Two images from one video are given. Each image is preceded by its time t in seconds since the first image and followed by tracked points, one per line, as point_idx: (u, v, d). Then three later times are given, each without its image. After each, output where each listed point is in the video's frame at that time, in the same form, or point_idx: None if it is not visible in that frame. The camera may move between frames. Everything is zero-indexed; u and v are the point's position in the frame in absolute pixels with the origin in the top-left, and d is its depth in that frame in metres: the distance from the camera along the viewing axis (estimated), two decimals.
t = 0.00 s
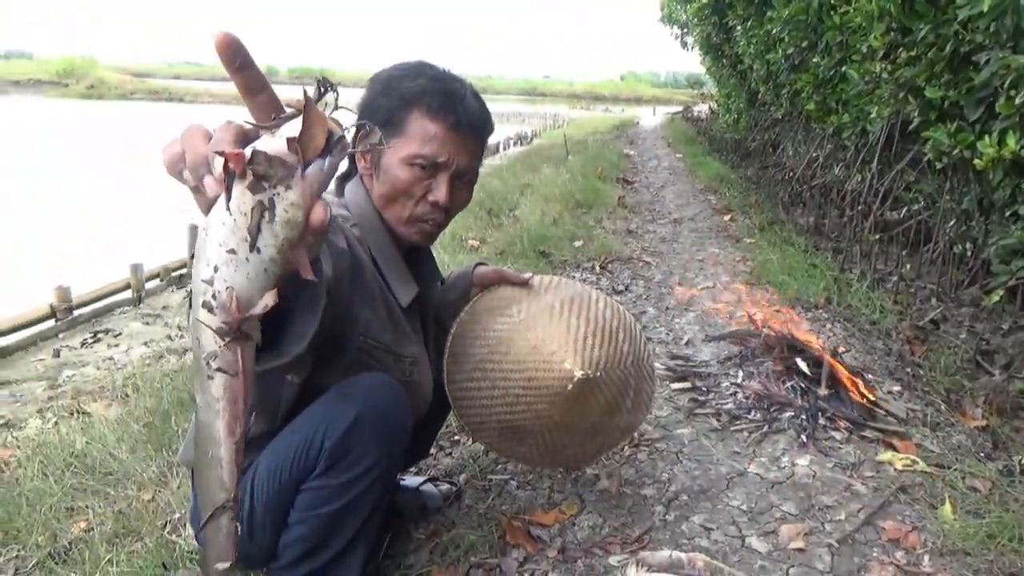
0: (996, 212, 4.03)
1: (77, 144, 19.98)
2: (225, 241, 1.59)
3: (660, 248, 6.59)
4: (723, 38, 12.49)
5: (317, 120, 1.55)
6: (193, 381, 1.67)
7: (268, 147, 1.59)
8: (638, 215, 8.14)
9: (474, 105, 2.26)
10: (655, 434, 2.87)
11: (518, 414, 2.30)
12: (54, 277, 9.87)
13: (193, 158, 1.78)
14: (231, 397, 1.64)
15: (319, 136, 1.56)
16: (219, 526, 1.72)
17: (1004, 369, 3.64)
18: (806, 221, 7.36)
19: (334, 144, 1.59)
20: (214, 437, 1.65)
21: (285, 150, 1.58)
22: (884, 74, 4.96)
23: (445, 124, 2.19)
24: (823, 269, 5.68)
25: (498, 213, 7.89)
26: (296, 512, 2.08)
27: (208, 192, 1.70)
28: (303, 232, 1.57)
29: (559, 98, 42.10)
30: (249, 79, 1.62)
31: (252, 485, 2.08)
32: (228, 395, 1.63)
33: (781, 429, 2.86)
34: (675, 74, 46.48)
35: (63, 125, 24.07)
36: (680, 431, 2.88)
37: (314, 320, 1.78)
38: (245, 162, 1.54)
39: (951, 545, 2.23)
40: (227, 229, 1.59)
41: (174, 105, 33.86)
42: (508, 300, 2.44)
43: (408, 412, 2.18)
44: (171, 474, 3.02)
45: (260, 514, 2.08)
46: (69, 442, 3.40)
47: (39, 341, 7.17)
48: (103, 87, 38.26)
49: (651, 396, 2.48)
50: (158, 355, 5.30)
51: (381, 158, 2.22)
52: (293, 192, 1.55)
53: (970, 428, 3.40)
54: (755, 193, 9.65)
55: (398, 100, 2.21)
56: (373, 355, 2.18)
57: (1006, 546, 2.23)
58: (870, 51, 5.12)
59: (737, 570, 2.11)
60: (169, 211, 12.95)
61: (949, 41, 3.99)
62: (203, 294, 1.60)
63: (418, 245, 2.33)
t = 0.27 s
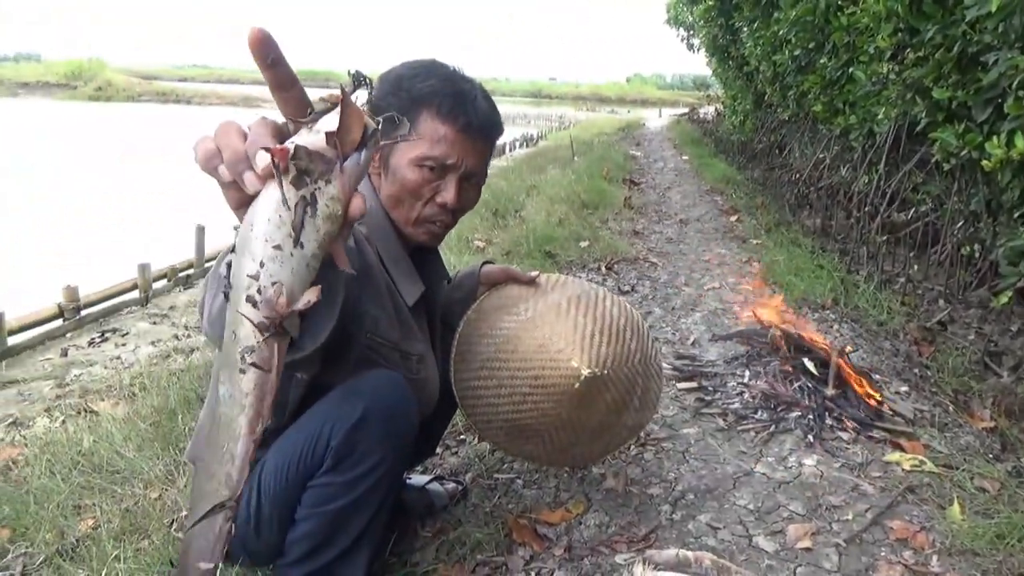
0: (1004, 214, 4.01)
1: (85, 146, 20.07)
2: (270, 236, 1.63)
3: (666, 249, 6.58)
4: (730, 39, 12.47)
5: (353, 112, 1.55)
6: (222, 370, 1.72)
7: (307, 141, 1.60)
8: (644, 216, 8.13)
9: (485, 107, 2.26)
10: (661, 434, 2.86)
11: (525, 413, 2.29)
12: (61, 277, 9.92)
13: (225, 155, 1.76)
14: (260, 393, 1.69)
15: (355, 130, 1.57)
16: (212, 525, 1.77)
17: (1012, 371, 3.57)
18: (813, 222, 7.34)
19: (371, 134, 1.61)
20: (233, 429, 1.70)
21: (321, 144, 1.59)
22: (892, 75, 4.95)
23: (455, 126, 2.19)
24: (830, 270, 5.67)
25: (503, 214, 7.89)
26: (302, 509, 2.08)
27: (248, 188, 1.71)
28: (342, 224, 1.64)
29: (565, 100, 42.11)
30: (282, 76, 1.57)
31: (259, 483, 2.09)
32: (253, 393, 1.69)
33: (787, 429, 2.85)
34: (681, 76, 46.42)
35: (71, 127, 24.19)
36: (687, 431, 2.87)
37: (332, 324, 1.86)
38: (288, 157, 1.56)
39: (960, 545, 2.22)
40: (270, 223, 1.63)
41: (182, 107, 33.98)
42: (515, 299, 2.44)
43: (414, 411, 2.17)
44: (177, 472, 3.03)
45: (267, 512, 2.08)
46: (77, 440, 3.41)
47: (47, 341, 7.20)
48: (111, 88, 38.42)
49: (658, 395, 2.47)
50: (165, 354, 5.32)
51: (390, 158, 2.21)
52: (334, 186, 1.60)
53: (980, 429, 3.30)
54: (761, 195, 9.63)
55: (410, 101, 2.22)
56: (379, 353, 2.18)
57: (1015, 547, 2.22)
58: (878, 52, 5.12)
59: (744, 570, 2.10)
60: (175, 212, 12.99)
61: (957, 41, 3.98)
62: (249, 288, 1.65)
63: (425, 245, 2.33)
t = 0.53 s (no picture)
0: (1012, 216, 3.99)
1: (93, 148, 20.14)
2: (301, 256, 1.58)
3: (672, 251, 6.58)
4: (736, 41, 12.46)
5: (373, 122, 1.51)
6: (274, 388, 1.65)
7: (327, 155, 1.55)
8: (650, 218, 8.12)
9: (496, 110, 2.26)
10: (667, 435, 2.86)
11: (533, 414, 2.30)
12: (68, 278, 9.96)
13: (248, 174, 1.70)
14: (313, 406, 1.63)
15: (377, 141, 1.52)
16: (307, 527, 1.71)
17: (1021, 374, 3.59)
18: (819, 225, 7.32)
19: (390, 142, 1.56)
20: (297, 443, 1.64)
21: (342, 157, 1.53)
22: (899, 77, 4.93)
23: (466, 130, 2.19)
24: (837, 273, 5.65)
25: (509, 216, 7.89)
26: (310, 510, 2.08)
27: (273, 206, 1.64)
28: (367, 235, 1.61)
29: (571, 103, 42.13)
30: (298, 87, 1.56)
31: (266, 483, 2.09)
32: (311, 406, 1.63)
33: (794, 431, 2.84)
34: (687, 79, 46.37)
35: (78, 129, 24.29)
36: (693, 432, 2.87)
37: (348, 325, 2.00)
38: (313, 175, 1.50)
39: (968, 548, 2.21)
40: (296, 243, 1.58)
41: (188, 109, 34.08)
42: (522, 300, 2.44)
43: (423, 413, 2.18)
44: (184, 472, 3.04)
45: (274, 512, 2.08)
46: (84, 440, 3.43)
47: (54, 341, 7.23)
48: (119, 90, 38.58)
49: (665, 396, 2.47)
50: (171, 355, 5.33)
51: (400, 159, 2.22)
52: (358, 200, 1.56)
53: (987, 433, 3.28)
54: (767, 197, 9.61)
55: (420, 102, 2.21)
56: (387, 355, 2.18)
57: None
58: (885, 54, 5.11)
59: (751, 571, 2.10)
60: (182, 214, 13.03)
61: (965, 44, 3.97)
62: (285, 309, 1.59)
63: (433, 247, 2.34)
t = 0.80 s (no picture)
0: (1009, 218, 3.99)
1: (92, 147, 20.13)
2: (318, 249, 1.57)
3: (671, 251, 6.58)
4: (735, 43, 12.48)
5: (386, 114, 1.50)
6: (271, 380, 1.64)
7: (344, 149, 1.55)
8: (649, 219, 8.13)
9: (495, 110, 2.27)
10: (665, 434, 2.86)
11: (532, 413, 2.30)
12: (66, 277, 9.94)
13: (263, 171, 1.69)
14: (311, 402, 1.62)
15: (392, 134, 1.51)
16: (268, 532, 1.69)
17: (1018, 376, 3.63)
18: (818, 226, 7.33)
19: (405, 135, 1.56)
20: (286, 438, 1.63)
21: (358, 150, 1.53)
22: (898, 79, 4.94)
23: (466, 127, 2.19)
24: (835, 274, 5.66)
25: (508, 216, 7.89)
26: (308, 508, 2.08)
27: (290, 201, 1.65)
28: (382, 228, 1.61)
29: (570, 104, 42.13)
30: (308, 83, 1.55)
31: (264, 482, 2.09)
32: (307, 402, 1.62)
33: (792, 431, 2.85)
34: (686, 79, 46.39)
35: (76, 128, 24.27)
36: (691, 432, 2.87)
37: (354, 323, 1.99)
38: (331, 168, 1.50)
39: (965, 548, 2.22)
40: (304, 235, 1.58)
41: (187, 108, 34.07)
42: (521, 299, 2.44)
43: (422, 412, 2.17)
44: (182, 471, 3.03)
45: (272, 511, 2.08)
46: (82, 439, 3.42)
47: (52, 340, 7.21)
48: (117, 89, 38.54)
49: (663, 395, 2.48)
50: (170, 354, 5.32)
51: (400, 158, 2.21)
52: (374, 193, 1.56)
53: (985, 433, 3.29)
54: (766, 199, 9.62)
55: (420, 102, 2.21)
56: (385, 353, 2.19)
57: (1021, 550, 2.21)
58: (883, 56, 5.12)
59: (749, 570, 2.10)
60: (180, 213, 13.01)
61: (963, 46, 3.98)
62: (300, 301, 1.58)
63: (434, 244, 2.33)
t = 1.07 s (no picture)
0: (1003, 220, 4.01)
1: (86, 146, 20.06)
2: (355, 248, 1.55)
3: (666, 251, 6.58)
4: (730, 44, 12.50)
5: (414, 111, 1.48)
6: (305, 377, 1.62)
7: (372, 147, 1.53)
8: (644, 219, 8.13)
9: (494, 110, 2.27)
10: (661, 434, 2.86)
11: (530, 410, 2.29)
12: (60, 275, 9.91)
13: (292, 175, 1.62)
14: (348, 396, 1.62)
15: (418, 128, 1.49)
16: (317, 524, 1.65)
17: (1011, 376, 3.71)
18: (813, 226, 7.34)
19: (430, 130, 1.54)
20: (324, 435, 1.61)
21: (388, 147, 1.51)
22: (893, 81, 4.96)
23: (467, 131, 2.18)
24: (830, 274, 5.67)
25: (504, 216, 7.89)
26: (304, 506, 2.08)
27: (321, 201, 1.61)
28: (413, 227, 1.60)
29: (565, 104, 42.13)
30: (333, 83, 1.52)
31: (260, 480, 2.09)
32: (344, 396, 1.62)
33: (787, 431, 2.85)
34: (681, 80, 46.46)
35: (71, 126, 24.19)
36: (687, 431, 2.87)
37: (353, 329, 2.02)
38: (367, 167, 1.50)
39: (960, 548, 2.22)
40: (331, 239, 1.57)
41: (181, 107, 33.97)
42: (519, 297, 2.44)
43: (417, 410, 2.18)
44: (177, 470, 3.03)
45: (267, 509, 2.08)
46: (77, 438, 3.41)
47: (46, 339, 7.19)
48: (112, 87, 38.43)
49: (659, 393, 2.48)
50: (164, 353, 5.31)
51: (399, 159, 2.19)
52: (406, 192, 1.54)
53: (979, 433, 3.30)
54: (761, 199, 9.63)
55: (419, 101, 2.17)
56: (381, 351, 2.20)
57: (1016, 549, 2.21)
58: (878, 57, 5.13)
59: (744, 569, 2.10)
60: (175, 211, 12.98)
61: (958, 48, 3.99)
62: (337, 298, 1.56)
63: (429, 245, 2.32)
